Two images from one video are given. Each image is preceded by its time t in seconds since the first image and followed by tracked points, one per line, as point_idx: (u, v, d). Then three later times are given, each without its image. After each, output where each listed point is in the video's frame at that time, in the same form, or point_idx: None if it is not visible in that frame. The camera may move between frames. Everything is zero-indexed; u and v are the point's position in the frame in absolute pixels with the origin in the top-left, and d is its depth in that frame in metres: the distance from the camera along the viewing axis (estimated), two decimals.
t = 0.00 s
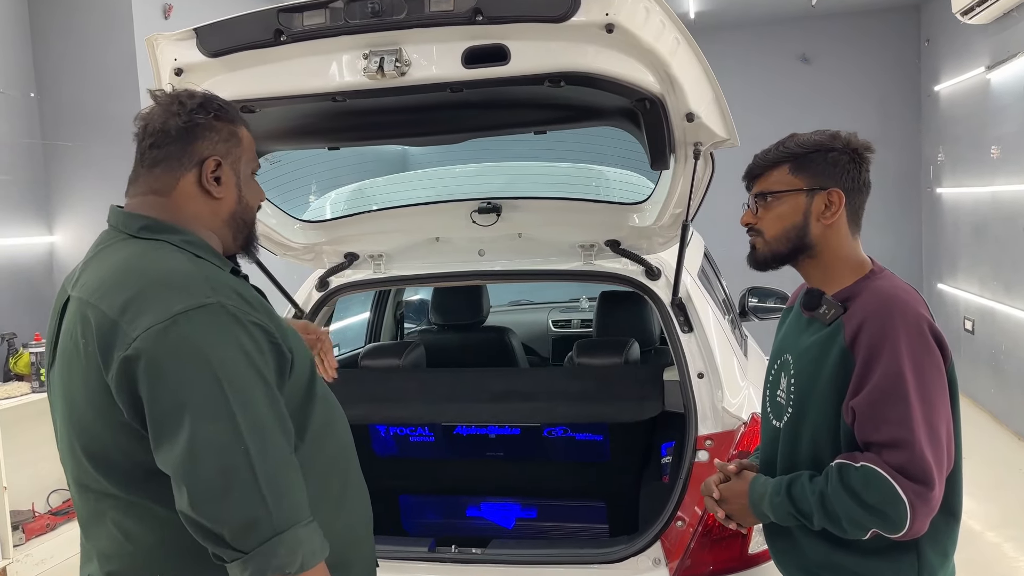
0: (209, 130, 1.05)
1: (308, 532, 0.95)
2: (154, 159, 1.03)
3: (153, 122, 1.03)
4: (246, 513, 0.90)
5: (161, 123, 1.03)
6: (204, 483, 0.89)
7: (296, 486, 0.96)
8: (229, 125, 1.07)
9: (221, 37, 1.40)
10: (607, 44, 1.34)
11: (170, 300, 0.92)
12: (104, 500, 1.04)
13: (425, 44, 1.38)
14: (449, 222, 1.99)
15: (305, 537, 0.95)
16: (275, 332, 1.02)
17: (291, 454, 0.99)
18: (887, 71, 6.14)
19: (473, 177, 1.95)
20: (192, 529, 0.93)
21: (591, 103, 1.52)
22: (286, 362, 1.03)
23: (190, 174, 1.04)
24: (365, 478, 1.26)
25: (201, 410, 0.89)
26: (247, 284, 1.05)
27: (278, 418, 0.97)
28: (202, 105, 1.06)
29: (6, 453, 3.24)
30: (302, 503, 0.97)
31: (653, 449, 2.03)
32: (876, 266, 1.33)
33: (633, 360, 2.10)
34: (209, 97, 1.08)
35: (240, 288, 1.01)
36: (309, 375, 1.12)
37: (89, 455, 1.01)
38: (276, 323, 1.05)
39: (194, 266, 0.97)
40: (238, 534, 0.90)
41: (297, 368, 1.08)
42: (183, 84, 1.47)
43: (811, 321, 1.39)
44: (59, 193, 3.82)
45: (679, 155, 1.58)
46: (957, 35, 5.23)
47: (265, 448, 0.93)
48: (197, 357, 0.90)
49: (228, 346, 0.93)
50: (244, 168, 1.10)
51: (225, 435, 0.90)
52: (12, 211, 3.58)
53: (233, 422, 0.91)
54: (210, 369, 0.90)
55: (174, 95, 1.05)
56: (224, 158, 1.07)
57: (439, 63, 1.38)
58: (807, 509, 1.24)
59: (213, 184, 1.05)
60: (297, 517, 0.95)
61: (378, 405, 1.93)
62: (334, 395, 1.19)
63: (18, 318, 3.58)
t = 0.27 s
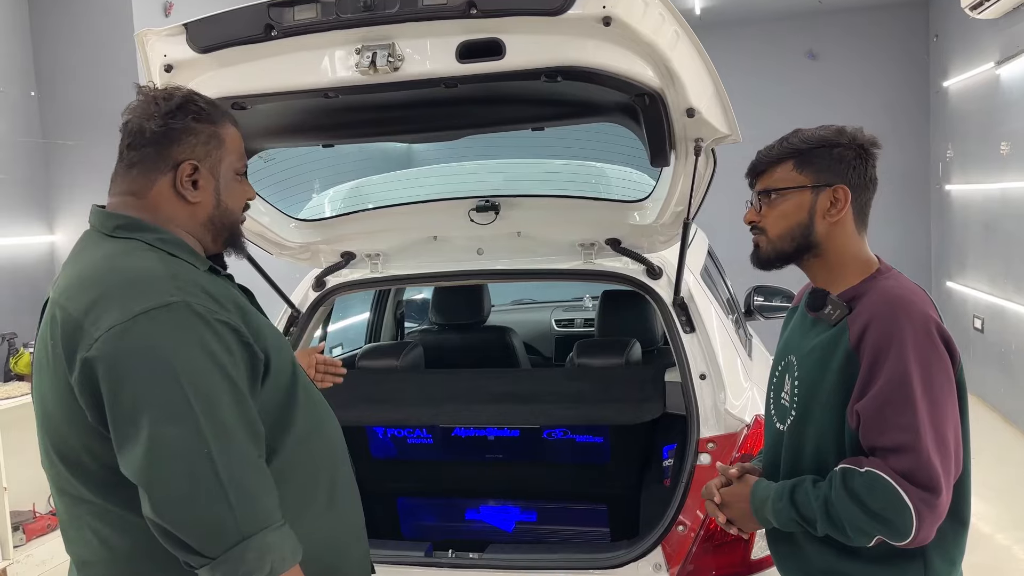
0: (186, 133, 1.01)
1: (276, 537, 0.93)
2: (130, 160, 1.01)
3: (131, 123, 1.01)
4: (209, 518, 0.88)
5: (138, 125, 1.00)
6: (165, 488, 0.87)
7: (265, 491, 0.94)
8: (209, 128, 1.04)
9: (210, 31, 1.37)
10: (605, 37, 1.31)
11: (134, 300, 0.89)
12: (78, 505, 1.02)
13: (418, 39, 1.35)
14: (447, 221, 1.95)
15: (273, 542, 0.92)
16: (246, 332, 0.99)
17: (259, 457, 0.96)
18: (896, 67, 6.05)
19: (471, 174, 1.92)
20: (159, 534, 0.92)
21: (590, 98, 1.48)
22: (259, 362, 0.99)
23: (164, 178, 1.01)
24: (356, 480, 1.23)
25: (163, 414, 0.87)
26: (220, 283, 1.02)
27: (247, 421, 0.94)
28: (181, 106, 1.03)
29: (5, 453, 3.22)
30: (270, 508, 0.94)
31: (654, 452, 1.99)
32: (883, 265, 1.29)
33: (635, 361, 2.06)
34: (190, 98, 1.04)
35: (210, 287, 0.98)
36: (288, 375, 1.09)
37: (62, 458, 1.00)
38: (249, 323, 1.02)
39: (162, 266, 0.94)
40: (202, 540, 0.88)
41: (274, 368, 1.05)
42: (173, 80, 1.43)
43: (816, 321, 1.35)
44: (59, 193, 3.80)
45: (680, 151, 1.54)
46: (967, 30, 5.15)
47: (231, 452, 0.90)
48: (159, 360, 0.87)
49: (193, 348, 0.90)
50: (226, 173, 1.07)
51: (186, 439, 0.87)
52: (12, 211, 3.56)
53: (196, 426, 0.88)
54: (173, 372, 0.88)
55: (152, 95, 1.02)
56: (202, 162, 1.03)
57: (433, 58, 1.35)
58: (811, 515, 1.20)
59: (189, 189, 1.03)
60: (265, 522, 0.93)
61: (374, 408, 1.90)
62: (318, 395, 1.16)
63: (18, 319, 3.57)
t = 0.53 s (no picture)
0: (174, 128, 1.00)
1: (224, 545, 0.89)
2: (117, 154, 1.00)
3: (121, 118, 1.01)
4: (154, 520, 0.85)
5: (128, 119, 1.00)
6: (113, 484, 0.84)
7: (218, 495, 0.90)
8: (199, 126, 1.03)
9: (202, 26, 1.34)
10: (603, 30, 1.28)
11: (96, 292, 0.87)
12: (51, 498, 1.02)
13: (412, 32, 1.32)
14: (446, 218, 1.93)
15: (219, 550, 0.88)
16: (215, 329, 0.96)
17: (218, 460, 0.93)
18: (907, 62, 5.95)
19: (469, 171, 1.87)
20: (109, 534, 0.89)
21: (589, 93, 1.45)
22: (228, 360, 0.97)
23: (150, 172, 1.00)
24: (340, 486, 1.20)
25: (117, 408, 0.84)
26: (193, 278, 0.99)
27: (206, 419, 0.91)
28: (173, 102, 1.02)
29: (10, 452, 3.23)
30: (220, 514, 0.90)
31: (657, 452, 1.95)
32: (891, 262, 1.25)
33: (637, 360, 2.03)
34: (185, 95, 1.04)
35: (179, 282, 0.95)
36: (266, 376, 1.06)
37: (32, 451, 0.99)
38: (222, 320, 1.00)
39: (129, 258, 0.93)
40: (144, 542, 0.85)
41: (247, 366, 1.02)
42: (165, 76, 1.41)
43: (821, 320, 1.31)
44: (63, 192, 3.80)
45: (681, 146, 1.51)
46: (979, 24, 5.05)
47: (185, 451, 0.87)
48: (115, 352, 0.85)
49: (153, 342, 0.87)
50: (213, 173, 1.05)
51: (137, 438, 0.85)
52: (16, 210, 3.56)
53: (148, 422, 0.85)
54: (129, 364, 0.85)
55: (146, 90, 1.03)
56: (188, 159, 1.02)
57: (427, 51, 1.32)
58: (814, 519, 1.17)
59: (173, 185, 1.01)
60: (214, 529, 0.89)
61: (373, 407, 1.87)
62: (301, 398, 1.12)
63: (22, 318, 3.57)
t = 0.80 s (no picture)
0: (146, 128, 1.00)
1: (180, 551, 0.90)
2: (96, 157, 1.02)
3: (97, 121, 1.02)
4: (108, 524, 0.86)
5: (103, 122, 1.01)
6: (71, 486, 0.85)
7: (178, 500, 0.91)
8: (171, 122, 1.02)
9: (199, 24, 1.34)
10: (603, 25, 1.26)
11: (65, 296, 0.90)
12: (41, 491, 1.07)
13: (410, 29, 1.31)
14: (447, 217, 1.91)
15: (174, 557, 0.89)
16: (185, 332, 0.96)
17: (182, 463, 0.93)
18: (920, 57, 5.84)
19: (472, 169, 1.87)
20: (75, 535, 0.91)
21: (589, 89, 1.43)
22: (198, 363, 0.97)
23: (128, 174, 1.01)
24: (332, 491, 1.18)
25: (76, 412, 0.86)
26: (168, 280, 1.00)
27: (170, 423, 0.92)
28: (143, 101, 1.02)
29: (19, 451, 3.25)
30: (179, 520, 0.91)
31: (658, 453, 1.95)
32: (899, 260, 1.22)
33: (641, 359, 2.01)
34: (155, 92, 1.03)
35: (150, 284, 0.96)
36: (248, 378, 1.05)
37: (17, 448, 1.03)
38: (197, 322, 1.00)
39: (101, 261, 0.94)
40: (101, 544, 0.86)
41: (224, 368, 1.02)
42: (163, 74, 1.41)
43: (828, 320, 1.27)
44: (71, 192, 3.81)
45: (683, 143, 1.49)
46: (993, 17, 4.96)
47: (144, 456, 0.88)
48: (76, 356, 0.86)
49: (117, 346, 0.88)
50: (193, 170, 1.05)
51: (95, 440, 0.86)
52: (25, 210, 3.57)
53: (106, 427, 0.86)
54: (88, 369, 0.86)
55: (117, 90, 1.02)
56: (164, 158, 1.02)
57: (425, 48, 1.31)
58: (820, 522, 1.15)
59: (151, 186, 1.02)
60: (171, 535, 0.90)
61: (374, 407, 1.87)
62: (289, 400, 1.11)
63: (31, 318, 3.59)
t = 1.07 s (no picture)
0: (118, 134, 1.08)
1: (155, 546, 0.94)
2: (84, 168, 1.11)
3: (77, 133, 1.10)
4: (86, 518, 0.92)
5: (82, 134, 1.10)
6: (48, 481, 0.91)
7: (156, 496, 0.96)
8: (142, 123, 1.09)
9: (204, 26, 1.35)
10: (603, 24, 1.26)
11: (49, 299, 0.96)
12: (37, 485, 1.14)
13: (412, 29, 1.31)
14: (452, 216, 1.92)
15: (147, 552, 0.93)
16: (165, 332, 1.01)
17: (161, 459, 0.98)
18: (935, 51, 5.75)
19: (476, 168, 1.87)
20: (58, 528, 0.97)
21: (589, 89, 1.44)
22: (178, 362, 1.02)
23: (111, 180, 1.10)
24: (322, 492, 1.22)
25: (54, 410, 0.91)
26: (153, 283, 1.05)
27: (148, 420, 0.97)
28: (109, 107, 1.09)
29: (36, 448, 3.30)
30: (158, 516, 0.96)
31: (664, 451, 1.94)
32: (905, 260, 1.20)
33: (647, 358, 2.01)
34: (121, 97, 1.10)
35: (132, 287, 1.02)
36: (235, 379, 1.10)
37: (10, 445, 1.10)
38: (180, 323, 1.05)
39: (85, 265, 1.01)
40: (79, 537, 0.92)
41: (207, 369, 1.07)
42: (168, 76, 1.42)
43: (833, 318, 1.25)
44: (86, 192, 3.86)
45: (686, 142, 1.48)
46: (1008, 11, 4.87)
47: (121, 452, 0.93)
48: (55, 356, 0.92)
49: (95, 346, 0.94)
50: (171, 167, 1.12)
51: (72, 436, 0.91)
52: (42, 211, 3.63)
53: (82, 424, 0.92)
54: (67, 369, 0.92)
55: (87, 100, 1.10)
56: (141, 160, 1.10)
57: (426, 48, 1.31)
58: (823, 521, 1.14)
59: (134, 189, 1.11)
60: (147, 531, 0.94)
61: (379, 405, 1.88)
62: (278, 401, 1.16)
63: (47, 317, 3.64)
